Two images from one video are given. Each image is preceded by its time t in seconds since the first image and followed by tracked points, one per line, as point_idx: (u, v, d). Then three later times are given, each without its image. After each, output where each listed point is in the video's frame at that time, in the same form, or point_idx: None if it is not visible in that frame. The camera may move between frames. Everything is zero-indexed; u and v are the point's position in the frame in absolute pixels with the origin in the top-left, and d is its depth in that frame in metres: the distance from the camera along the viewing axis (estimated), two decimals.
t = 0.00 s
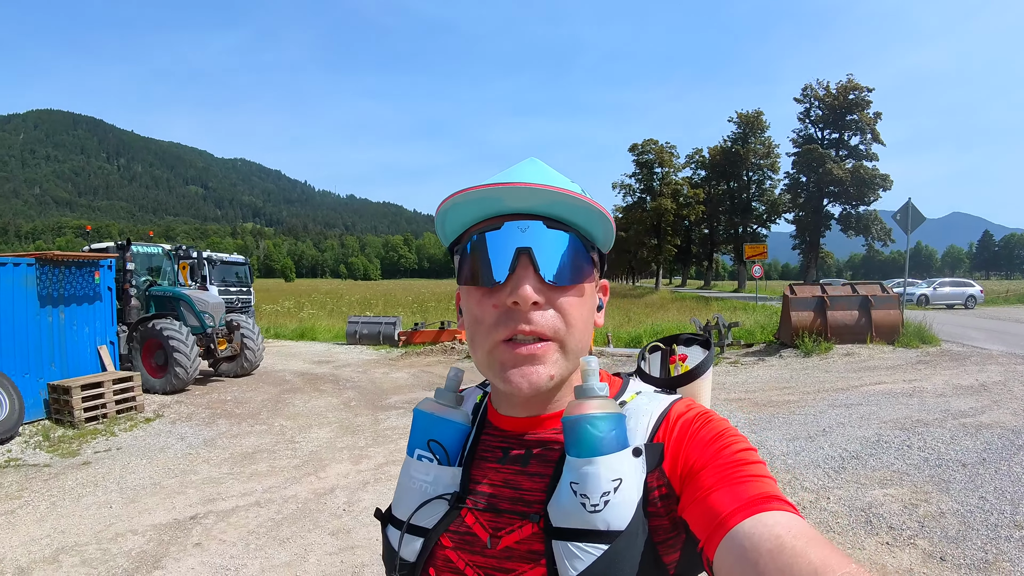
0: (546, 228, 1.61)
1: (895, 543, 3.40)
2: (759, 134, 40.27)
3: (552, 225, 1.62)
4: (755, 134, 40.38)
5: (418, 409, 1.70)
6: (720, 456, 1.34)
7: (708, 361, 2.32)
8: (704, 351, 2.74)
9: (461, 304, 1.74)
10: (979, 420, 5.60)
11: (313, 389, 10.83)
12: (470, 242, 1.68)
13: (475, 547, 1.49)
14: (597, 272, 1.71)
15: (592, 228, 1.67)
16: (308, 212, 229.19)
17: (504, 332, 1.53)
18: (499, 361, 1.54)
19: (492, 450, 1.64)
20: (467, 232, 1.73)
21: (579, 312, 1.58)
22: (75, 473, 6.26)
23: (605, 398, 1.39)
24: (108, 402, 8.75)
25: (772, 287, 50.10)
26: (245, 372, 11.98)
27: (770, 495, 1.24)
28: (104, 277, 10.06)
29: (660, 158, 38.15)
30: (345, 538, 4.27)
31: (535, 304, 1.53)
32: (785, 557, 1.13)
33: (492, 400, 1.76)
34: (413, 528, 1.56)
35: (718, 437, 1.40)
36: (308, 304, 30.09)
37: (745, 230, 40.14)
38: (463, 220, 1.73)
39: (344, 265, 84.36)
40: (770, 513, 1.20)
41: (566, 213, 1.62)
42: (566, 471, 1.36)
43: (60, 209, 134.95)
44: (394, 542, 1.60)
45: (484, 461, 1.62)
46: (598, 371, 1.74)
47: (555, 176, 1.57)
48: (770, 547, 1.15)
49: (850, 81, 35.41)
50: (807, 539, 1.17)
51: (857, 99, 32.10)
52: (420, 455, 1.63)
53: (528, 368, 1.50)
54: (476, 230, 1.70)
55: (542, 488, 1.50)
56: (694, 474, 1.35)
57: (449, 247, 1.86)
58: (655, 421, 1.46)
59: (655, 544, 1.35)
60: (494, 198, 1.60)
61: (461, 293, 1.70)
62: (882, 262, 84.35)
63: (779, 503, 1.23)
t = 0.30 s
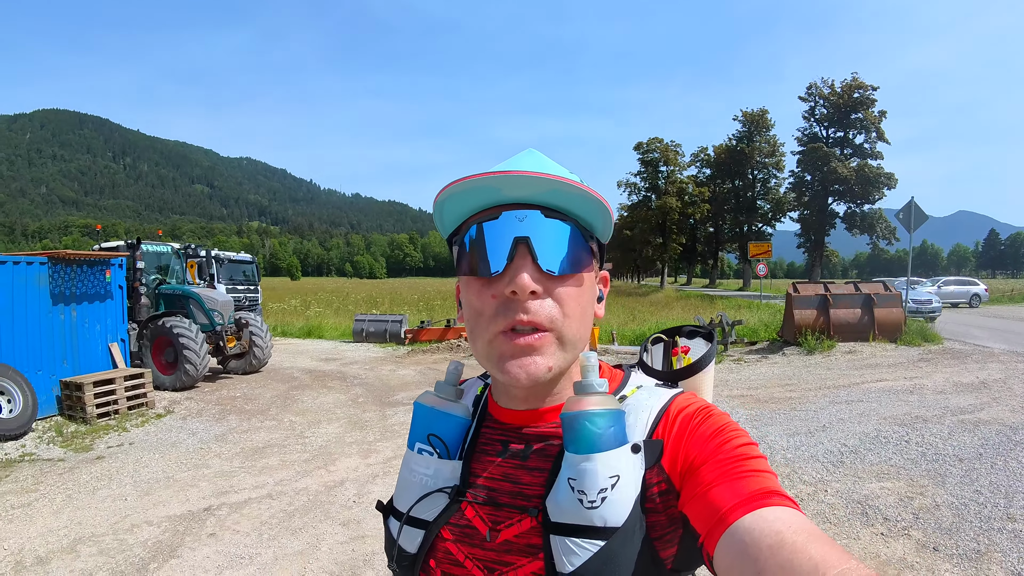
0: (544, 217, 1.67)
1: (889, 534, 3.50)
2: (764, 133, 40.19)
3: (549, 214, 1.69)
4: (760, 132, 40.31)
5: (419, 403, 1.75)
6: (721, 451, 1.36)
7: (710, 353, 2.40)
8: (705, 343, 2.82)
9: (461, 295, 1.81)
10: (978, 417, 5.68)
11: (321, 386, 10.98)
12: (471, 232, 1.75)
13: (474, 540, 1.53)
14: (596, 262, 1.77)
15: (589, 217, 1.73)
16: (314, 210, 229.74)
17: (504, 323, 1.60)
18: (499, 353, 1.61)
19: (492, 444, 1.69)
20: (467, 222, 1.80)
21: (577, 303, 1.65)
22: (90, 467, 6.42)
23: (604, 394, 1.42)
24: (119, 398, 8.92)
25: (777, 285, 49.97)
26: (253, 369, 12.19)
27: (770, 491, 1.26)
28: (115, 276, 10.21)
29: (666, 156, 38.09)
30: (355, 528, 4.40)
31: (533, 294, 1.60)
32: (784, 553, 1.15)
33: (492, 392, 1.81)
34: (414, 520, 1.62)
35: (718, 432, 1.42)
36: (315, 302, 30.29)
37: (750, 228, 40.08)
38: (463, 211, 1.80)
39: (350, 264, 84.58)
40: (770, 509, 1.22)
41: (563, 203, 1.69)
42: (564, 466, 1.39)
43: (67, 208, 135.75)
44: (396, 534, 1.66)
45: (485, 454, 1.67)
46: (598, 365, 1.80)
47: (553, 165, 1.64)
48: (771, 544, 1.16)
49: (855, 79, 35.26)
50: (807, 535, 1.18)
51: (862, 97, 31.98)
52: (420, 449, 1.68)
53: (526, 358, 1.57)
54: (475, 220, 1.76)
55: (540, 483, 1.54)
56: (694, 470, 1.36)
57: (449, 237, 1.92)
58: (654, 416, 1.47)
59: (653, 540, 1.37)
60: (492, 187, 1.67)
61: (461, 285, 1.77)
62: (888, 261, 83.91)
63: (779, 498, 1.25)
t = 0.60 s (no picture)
0: (551, 216, 1.70)
1: (874, 524, 3.63)
2: (766, 132, 40.24)
3: (557, 213, 1.72)
4: (762, 132, 40.37)
5: (422, 405, 1.77)
6: (728, 452, 1.34)
7: (716, 354, 2.33)
8: (712, 345, 2.82)
9: (467, 294, 1.83)
10: (968, 413, 5.80)
11: (326, 383, 11.15)
12: (479, 229, 1.77)
13: (477, 542, 1.54)
14: (602, 263, 1.80)
15: (596, 218, 1.77)
16: (317, 209, 230.14)
17: (509, 320, 1.62)
18: (503, 350, 1.63)
19: (495, 444, 1.70)
20: (475, 220, 1.83)
21: (583, 303, 1.67)
22: (101, 461, 6.59)
23: (609, 395, 1.43)
24: (128, 395, 9.10)
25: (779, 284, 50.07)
26: (258, 367, 12.38)
27: (777, 493, 1.25)
28: (124, 274, 10.39)
29: (668, 155, 38.15)
30: (361, 517, 4.56)
31: (540, 292, 1.62)
32: (792, 556, 1.14)
33: (497, 393, 1.82)
34: (418, 522, 1.63)
35: (725, 434, 1.40)
36: (318, 301, 30.52)
37: (752, 227, 40.15)
38: (471, 209, 1.82)
39: (353, 263, 84.85)
40: (777, 512, 1.21)
41: (570, 202, 1.72)
42: (569, 468, 1.39)
43: (71, 208, 136.34)
44: (400, 536, 1.67)
45: (489, 455, 1.68)
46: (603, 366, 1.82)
47: (561, 164, 1.68)
48: (777, 547, 1.15)
49: (857, 79, 35.31)
50: (815, 539, 1.17)
51: (863, 97, 32.01)
52: (423, 449, 1.70)
53: (531, 356, 1.60)
54: (483, 218, 1.79)
55: (544, 483, 1.55)
56: (699, 471, 1.35)
57: (457, 235, 1.96)
58: (660, 417, 1.45)
59: (657, 542, 1.36)
60: (500, 184, 1.69)
61: (468, 283, 1.79)
62: (891, 260, 83.82)
63: (786, 502, 1.23)
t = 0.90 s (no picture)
0: (555, 213, 1.72)
1: (857, 517, 3.76)
2: (767, 132, 40.33)
3: (560, 210, 1.74)
4: (762, 132, 40.45)
5: (425, 403, 1.80)
6: (730, 452, 1.35)
7: (720, 353, 2.35)
8: (715, 342, 2.83)
9: (470, 291, 1.85)
10: (957, 411, 5.92)
11: (328, 381, 11.30)
12: (482, 226, 1.79)
13: (480, 540, 1.57)
14: (606, 260, 1.82)
15: (599, 215, 1.78)
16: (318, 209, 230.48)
17: (511, 316, 1.63)
18: (504, 346, 1.64)
19: (498, 442, 1.73)
20: (478, 217, 1.85)
21: (586, 300, 1.69)
22: (108, 457, 6.74)
23: (612, 393, 1.43)
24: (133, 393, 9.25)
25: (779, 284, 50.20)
26: (262, 365, 12.54)
27: (781, 493, 1.25)
28: (129, 274, 10.52)
29: (669, 155, 38.22)
30: (362, 509, 4.70)
31: (542, 289, 1.64)
32: (795, 557, 1.15)
33: (499, 391, 1.85)
34: (421, 521, 1.66)
35: (728, 433, 1.41)
36: (320, 300, 30.72)
37: (752, 227, 40.23)
38: (475, 205, 1.85)
39: (355, 263, 85.13)
40: (780, 511, 1.22)
41: (574, 199, 1.74)
42: (571, 466, 1.40)
43: (73, 208, 136.82)
44: (403, 533, 1.70)
45: (492, 453, 1.71)
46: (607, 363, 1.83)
47: (565, 161, 1.70)
48: (781, 547, 1.16)
49: (856, 79, 35.39)
50: (819, 539, 1.18)
51: (863, 97, 32.07)
52: (427, 448, 1.73)
53: (532, 353, 1.61)
54: (487, 215, 1.82)
55: (547, 481, 1.57)
56: (703, 470, 1.36)
57: (461, 232, 1.98)
58: (663, 415, 1.46)
59: (659, 541, 1.37)
60: (503, 180, 1.72)
61: (471, 280, 1.81)
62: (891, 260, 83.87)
63: (789, 501, 1.25)
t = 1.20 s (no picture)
0: (551, 212, 1.81)
1: (847, 512, 3.84)
2: (768, 132, 40.35)
3: (556, 209, 1.82)
4: (763, 132, 40.46)
5: (422, 400, 1.88)
6: (726, 448, 1.42)
7: (715, 353, 2.48)
8: (710, 341, 2.92)
9: (467, 290, 1.93)
10: (952, 410, 5.99)
11: (330, 380, 11.41)
12: (479, 224, 1.88)
13: (477, 537, 1.64)
14: (601, 258, 1.90)
15: (594, 214, 1.87)
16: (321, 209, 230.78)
17: (507, 314, 1.72)
18: (501, 343, 1.72)
19: (495, 439, 1.81)
20: (476, 215, 1.94)
21: (582, 298, 1.77)
22: (115, 454, 6.85)
23: (609, 389, 1.50)
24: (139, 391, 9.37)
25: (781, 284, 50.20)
26: (265, 365, 12.66)
27: (775, 489, 1.32)
28: (134, 275, 10.67)
29: (670, 156, 38.23)
30: (364, 503, 4.81)
31: (537, 287, 1.72)
32: (790, 552, 1.21)
33: (497, 389, 1.92)
34: (418, 517, 1.73)
35: (724, 429, 1.48)
36: (322, 300, 30.86)
37: (754, 228, 40.23)
38: (472, 204, 1.94)
39: (357, 263, 85.25)
40: (775, 507, 1.28)
41: (569, 198, 1.83)
42: (570, 461, 1.46)
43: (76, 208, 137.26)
44: (399, 530, 1.78)
45: (489, 449, 1.79)
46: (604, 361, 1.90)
47: (561, 161, 1.79)
48: (777, 542, 1.22)
49: (857, 79, 35.40)
50: (813, 534, 1.24)
51: (864, 97, 32.07)
52: (423, 444, 1.81)
53: (528, 350, 1.69)
54: (484, 213, 1.90)
55: (544, 477, 1.65)
56: (699, 466, 1.42)
57: (459, 231, 2.07)
58: (660, 411, 1.53)
59: (656, 536, 1.44)
60: (501, 179, 1.80)
61: (469, 278, 1.89)
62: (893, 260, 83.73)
63: (784, 497, 1.31)
